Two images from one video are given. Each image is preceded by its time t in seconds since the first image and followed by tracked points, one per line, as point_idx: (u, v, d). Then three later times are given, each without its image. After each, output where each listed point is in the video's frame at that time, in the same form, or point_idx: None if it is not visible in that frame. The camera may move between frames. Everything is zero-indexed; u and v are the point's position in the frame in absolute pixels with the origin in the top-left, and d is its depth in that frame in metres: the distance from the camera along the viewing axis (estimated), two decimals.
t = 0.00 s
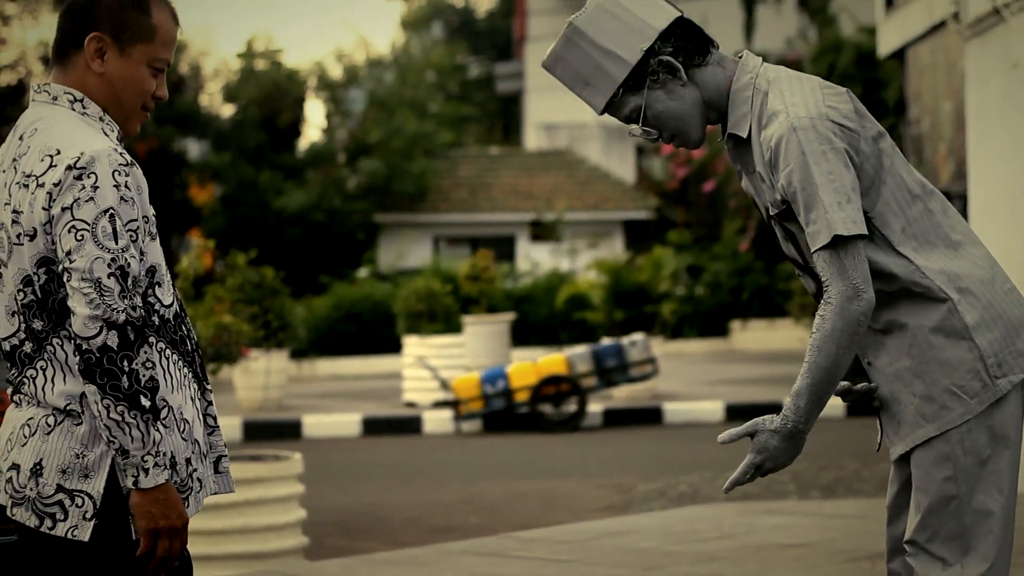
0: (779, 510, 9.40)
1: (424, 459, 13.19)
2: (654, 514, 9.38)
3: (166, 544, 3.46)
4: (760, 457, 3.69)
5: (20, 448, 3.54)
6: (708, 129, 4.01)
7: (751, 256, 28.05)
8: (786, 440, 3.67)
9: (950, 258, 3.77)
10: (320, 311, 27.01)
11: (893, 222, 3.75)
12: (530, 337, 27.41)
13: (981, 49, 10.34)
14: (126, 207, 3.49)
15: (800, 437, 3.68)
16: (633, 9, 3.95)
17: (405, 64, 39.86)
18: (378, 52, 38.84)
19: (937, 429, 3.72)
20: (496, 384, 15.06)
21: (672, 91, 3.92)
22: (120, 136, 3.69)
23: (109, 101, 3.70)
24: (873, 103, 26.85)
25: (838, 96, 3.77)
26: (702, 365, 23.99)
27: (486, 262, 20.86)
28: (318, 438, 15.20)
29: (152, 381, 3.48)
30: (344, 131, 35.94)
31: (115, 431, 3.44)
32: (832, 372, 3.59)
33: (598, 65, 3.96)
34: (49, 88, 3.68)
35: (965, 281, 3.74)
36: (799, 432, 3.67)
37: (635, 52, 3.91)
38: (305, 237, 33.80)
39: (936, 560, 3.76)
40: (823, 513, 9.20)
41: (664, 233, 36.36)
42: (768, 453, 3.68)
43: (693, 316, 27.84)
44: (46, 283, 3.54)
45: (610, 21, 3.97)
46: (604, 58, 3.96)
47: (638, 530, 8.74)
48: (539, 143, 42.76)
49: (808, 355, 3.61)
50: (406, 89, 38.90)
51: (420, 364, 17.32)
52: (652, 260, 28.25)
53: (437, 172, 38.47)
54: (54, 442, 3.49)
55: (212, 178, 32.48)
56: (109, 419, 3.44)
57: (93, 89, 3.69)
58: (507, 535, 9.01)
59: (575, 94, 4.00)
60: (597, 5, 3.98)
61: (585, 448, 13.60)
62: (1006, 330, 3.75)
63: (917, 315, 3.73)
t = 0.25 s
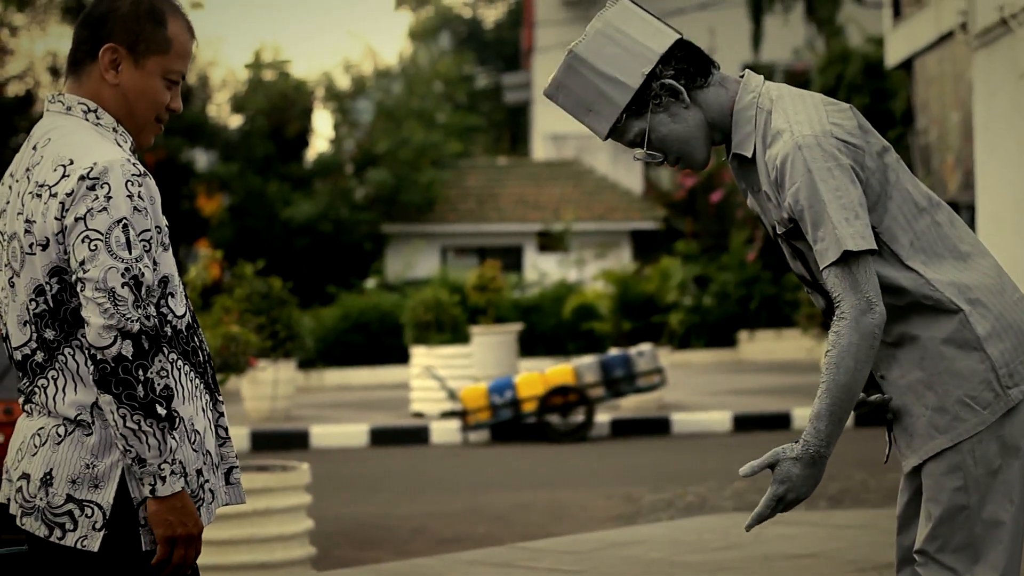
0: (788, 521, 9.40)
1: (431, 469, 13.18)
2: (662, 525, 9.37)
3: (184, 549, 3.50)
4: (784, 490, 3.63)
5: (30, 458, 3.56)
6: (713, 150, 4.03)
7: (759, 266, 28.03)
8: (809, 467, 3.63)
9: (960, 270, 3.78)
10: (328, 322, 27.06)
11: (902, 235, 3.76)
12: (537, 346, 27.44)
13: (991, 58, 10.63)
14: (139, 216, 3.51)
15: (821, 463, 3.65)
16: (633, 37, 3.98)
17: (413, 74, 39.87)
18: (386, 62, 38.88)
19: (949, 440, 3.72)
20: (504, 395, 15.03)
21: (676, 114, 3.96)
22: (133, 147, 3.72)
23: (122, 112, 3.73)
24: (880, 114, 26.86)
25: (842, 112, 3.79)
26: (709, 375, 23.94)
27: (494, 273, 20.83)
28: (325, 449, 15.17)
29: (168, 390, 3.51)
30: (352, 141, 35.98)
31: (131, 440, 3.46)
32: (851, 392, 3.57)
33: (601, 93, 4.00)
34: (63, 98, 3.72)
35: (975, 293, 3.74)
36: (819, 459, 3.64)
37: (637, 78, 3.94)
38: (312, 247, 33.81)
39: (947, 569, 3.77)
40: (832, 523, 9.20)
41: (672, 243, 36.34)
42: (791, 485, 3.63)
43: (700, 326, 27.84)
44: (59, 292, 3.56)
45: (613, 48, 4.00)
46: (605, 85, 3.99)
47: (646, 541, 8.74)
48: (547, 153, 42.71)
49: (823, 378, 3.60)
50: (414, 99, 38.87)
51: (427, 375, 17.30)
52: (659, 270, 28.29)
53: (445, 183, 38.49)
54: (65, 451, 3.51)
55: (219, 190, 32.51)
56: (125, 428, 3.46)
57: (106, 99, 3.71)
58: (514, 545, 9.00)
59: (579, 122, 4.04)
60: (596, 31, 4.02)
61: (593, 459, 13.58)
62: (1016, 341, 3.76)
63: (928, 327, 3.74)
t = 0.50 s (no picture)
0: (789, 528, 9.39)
1: (432, 478, 13.17)
2: (662, 533, 9.36)
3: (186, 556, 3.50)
4: (815, 506, 3.57)
5: (34, 466, 3.56)
6: (712, 165, 4.04)
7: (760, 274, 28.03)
8: (838, 478, 3.59)
9: (961, 277, 3.77)
10: (329, 330, 27.07)
11: (902, 245, 3.75)
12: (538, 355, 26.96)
13: (992, 65, 10.67)
14: (144, 223, 3.51)
15: (848, 474, 3.61)
16: (627, 55, 3.98)
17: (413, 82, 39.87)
18: (386, 71, 39.01)
19: (953, 449, 3.72)
20: (504, 402, 15.05)
21: (672, 131, 3.96)
22: (136, 155, 3.71)
23: (125, 120, 3.73)
24: (881, 122, 26.87)
25: (839, 123, 3.80)
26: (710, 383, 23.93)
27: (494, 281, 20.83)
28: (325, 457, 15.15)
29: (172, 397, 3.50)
30: (352, 149, 36.10)
31: (135, 448, 3.46)
32: (870, 396, 3.54)
33: (597, 113, 3.99)
34: (67, 105, 3.72)
35: (977, 300, 3.74)
36: (846, 469, 3.59)
37: (632, 96, 3.95)
38: (313, 255, 33.85)
39: None
40: (833, 531, 9.19)
41: (673, 251, 36.33)
42: (822, 499, 3.57)
43: (700, 334, 28.29)
44: (63, 300, 3.55)
45: (607, 66, 4.00)
46: (600, 103, 3.99)
47: (646, 549, 8.73)
48: (548, 161, 42.73)
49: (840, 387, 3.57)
50: (415, 107, 38.88)
51: (427, 382, 17.30)
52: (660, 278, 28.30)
53: (445, 191, 38.48)
54: (68, 460, 3.52)
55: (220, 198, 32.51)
56: (129, 435, 3.46)
57: (109, 107, 3.71)
58: (515, 553, 8.98)
59: (576, 142, 4.04)
60: (590, 51, 4.02)
61: (593, 467, 13.58)
62: (1019, 348, 3.75)
63: (929, 336, 3.73)
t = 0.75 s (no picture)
0: (790, 531, 9.39)
1: (433, 481, 13.17)
2: (664, 536, 9.36)
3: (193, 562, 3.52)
4: (859, 499, 3.56)
5: (38, 469, 3.57)
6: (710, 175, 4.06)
7: (761, 278, 28.04)
8: (878, 469, 3.57)
9: (963, 281, 3.78)
10: (329, 333, 27.08)
11: (902, 249, 3.76)
12: (539, 359, 27.36)
13: (992, 69, 10.72)
14: (148, 226, 3.53)
15: (886, 465, 3.58)
16: (623, 67, 3.99)
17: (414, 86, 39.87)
18: (387, 75, 39.08)
19: (957, 453, 3.72)
20: (505, 406, 15.07)
21: (670, 142, 3.98)
22: (139, 158, 3.73)
23: (128, 123, 3.74)
24: (881, 126, 26.88)
25: (838, 129, 3.80)
26: (710, 387, 23.93)
27: (495, 285, 20.82)
28: (326, 461, 15.16)
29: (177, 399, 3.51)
30: (353, 153, 36.21)
31: (141, 450, 3.47)
32: (893, 385, 3.54)
33: (595, 126, 4.00)
34: (70, 109, 3.73)
35: (979, 305, 3.74)
36: (884, 460, 3.57)
37: (629, 108, 3.96)
38: (314, 259, 33.90)
39: None
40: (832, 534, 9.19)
41: (673, 254, 36.31)
42: (865, 490, 3.56)
43: (701, 337, 27.90)
44: (68, 302, 3.56)
45: (604, 79, 4.01)
46: (596, 116, 4.00)
47: (648, 552, 8.74)
48: (548, 164, 42.77)
49: (863, 380, 3.56)
50: (416, 111, 38.87)
51: (428, 386, 17.30)
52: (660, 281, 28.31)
53: (446, 195, 38.48)
54: (71, 463, 3.52)
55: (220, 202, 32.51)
56: (135, 437, 3.46)
57: (112, 110, 3.73)
58: (516, 558, 8.97)
59: (574, 155, 4.05)
60: (585, 64, 4.03)
61: (594, 471, 13.58)
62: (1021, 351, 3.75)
63: (931, 341, 3.74)
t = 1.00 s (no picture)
0: (790, 534, 9.37)
1: (434, 483, 13.17)
2: (665, 539, 9.35)
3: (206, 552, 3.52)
4: (896, 473, 3.45)
5: (41, 471, 3.57)
6: (710, 182, 4.06)
7: (762, 280, 28.04)
8: (910, 444, 3.48)
9: (964, 283, 3.78)
10: (330, 335, 27.10)
11: (904, 252, 3.76)
12: (539, 361, 27.42)
13: (992, 71, 10.71)
14: (148, 227, 3.52)
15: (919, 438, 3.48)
16: (622, 75, 3.98)
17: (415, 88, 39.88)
18: (388, 77, 39.06)
19: (960, 455, 3.72)
20: (506, 408, 15.05)
21: (671, 150, 3.97)
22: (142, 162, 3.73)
23: (131, 127, 3.75)
24: (882, 129, 26.88)
25: (838, 133, 3.80)
26: (711, 389, 23.91)
27: (495, 287, 20.80)
28: (327, 464, 15.16)
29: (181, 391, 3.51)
30: (354, 156, 36.21)
31: (149, 444, 3.47)
32: (915, 361, 3.49)
33: (595, 135, 4.00)
34: (73, 111, 3.73)
35: (981, 307, 3.74)
36: (916, 433, 3.47)
37: (628, 117, 3.96)
38: (314, 261, 33.89)
39: None
40: (832, 536, 9.18)
41: (674, 256, 36.31)
42: (902, 464, 3.46)
43: (702, 340, 27.99)
44: (69, 304, 3.57)
45: (603, 88, 4.00)
46: (597, 125, 4.00)
47: (648, 554, 8.73)
48: (549, 167, 42.79)
49: (884, 361, 3.50)
50: (417, 114, 38.87)
51: (428, 388, 17.29)
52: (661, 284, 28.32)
53: (447, 197, 38.50)
54: (75, 465, 3.52)
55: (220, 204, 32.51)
56: (142, 432, 3.47)
57: (115, 115, 3.73)
58: (516, 560, 8.97)
59: (575, 164, 4.04)
60: (584, 73, 4.02)
61: (594, 473, 13.58)
62: None
63: (934, 344, 3.74)
